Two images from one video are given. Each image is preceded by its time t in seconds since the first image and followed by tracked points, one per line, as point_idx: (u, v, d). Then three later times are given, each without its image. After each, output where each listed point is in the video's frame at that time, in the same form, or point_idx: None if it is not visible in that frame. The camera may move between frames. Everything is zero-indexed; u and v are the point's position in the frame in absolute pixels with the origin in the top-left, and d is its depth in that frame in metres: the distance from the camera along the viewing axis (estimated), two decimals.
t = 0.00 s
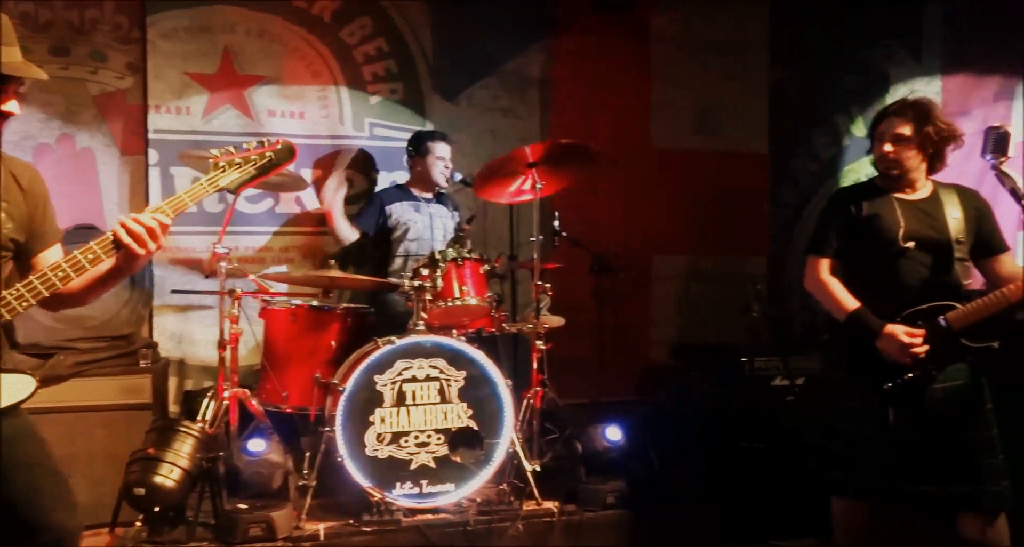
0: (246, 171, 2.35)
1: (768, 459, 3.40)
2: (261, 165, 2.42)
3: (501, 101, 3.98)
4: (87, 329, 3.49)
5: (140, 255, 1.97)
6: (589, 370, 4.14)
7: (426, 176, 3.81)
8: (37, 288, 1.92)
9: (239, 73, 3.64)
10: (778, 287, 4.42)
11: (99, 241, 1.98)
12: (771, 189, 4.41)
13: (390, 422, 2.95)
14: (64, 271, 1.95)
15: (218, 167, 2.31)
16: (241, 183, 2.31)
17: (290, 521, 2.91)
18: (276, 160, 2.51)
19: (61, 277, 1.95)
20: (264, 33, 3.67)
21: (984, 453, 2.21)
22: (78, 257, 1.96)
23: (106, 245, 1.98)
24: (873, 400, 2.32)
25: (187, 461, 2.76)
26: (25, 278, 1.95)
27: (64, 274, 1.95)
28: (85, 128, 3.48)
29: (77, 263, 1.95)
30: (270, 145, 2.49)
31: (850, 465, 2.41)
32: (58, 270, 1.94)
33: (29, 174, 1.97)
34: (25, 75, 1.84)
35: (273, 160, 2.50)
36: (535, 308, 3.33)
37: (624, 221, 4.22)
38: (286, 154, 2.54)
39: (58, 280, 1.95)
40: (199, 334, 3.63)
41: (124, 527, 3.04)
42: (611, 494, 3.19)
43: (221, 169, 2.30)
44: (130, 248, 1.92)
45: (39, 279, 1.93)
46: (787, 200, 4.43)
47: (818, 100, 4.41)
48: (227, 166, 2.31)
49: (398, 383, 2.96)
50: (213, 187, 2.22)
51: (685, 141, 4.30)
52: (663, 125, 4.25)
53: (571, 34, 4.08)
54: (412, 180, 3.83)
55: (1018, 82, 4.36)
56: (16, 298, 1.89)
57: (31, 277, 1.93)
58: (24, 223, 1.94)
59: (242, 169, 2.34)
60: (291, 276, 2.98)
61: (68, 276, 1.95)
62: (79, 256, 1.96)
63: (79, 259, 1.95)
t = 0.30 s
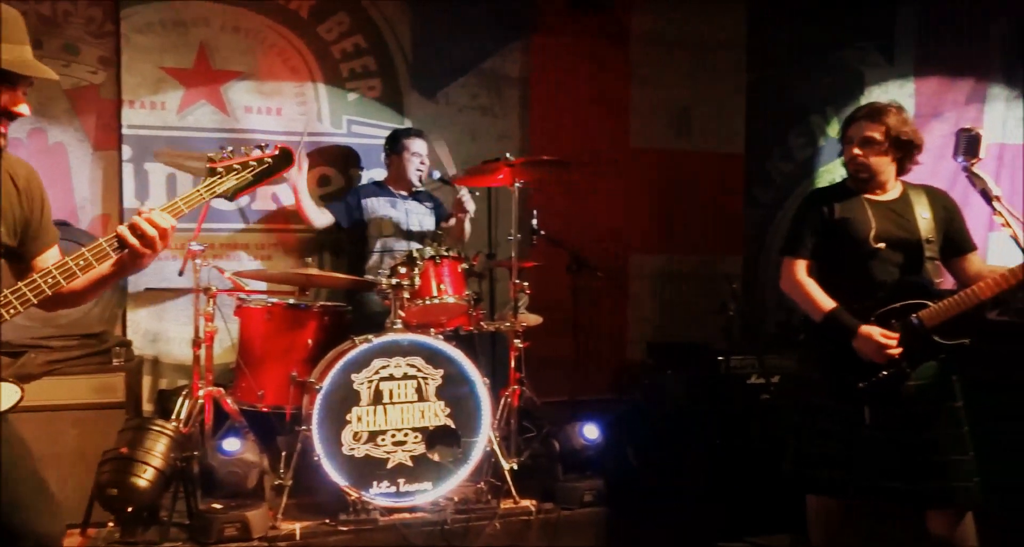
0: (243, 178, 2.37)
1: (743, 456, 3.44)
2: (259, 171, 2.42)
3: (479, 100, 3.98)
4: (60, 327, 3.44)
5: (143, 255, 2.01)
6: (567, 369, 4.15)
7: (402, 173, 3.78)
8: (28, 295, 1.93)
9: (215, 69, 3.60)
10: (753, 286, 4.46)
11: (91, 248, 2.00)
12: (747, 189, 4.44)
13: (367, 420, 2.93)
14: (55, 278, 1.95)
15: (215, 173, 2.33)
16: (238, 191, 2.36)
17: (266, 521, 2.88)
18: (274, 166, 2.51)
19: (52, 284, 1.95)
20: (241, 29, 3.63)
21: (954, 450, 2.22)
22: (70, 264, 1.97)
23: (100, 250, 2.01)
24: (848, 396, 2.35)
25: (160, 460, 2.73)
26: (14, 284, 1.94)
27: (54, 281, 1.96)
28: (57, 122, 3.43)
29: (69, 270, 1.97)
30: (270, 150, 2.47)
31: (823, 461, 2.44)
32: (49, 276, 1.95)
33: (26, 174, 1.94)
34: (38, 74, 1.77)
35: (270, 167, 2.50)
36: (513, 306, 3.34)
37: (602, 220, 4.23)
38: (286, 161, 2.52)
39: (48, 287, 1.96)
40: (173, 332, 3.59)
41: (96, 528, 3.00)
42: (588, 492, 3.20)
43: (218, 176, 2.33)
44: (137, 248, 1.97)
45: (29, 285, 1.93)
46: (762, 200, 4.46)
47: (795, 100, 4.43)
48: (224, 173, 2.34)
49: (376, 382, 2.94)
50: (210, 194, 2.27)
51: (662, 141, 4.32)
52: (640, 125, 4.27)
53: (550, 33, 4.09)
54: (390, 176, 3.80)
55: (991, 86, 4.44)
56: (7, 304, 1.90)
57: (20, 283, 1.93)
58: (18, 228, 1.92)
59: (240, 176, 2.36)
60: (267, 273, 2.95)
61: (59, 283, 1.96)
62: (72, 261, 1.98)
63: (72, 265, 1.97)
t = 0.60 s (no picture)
0: (240, 175, 2.18)
1: (719, 452, 3.40)
2: (257, 166, 2.23)
3: (457, 98, 3.97)
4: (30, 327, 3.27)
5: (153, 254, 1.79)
6: (546, 367, 4.16)
7: (379, 172, 3.73)
8: (19, 306, 1.72)
9: (191, 66, 3.57)
10: (731, 284, 4.48)
11: (84, 254, 1.79)
12: (724, 188, 4.47)
13: (345, 420, 2.92)
14: (47, 286, 1.75)
15: (212, 169, 2.14)
16: (235, 188, 2.16)
17: (243, 521, 2.86)
18: (275, 158, 2.28)
19: (44, 293, 1.75)
20: (216, 26, 3.60)
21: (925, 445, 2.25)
22: (62, 270, 1.77)
23: (97, 256, 1.80)
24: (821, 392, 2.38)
25: (135, 462, 2.70)
26: (11, 293, 1.75)
27: (48, 290, 1.76)
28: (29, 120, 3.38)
29: (61, 276, 1.76)
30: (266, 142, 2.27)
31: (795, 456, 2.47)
32: (41, 284, 1.75)
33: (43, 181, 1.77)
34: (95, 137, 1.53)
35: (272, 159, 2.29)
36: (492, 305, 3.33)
37: (580, 218, 4.24)
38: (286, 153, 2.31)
39: (42, 297, 1.75)
40: (148, 333, 3.55)
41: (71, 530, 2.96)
42: (567, 490, 3.24)
43: (214, 172, 2.14)
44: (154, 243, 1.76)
45: (20, 297, 1.73)
46: (740, 199, 4.48)
47: (772, 100, 4.45)
48: (221, 169, 2.15)
49: (354, 381, 2.93)
50: (206, 193, 2.06)
51: (640, 140, 4.34)
52: (618, 124, 4.29)
53: (528, 32, 4.09)
54: (365, 175, 3.77)
55: (962, 86, 4.49)
56: None
57: (12, 294, 1.73)
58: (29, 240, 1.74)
59: (236, 172, 2.17)
60: (245, 273, 2.93)
61: (52, 292, 1.76)
62: (64, 268, 1.77)
63: (63, 272, 1.77)
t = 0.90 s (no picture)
0: (212, 156, 2.16)
1: (698, 448, 3.46)
2: (231, 143, 2.25)
3: (436, 96, 3.96)
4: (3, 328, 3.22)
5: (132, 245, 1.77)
6: (525, 365, 4.17)
7: (358, 171, 3.70)
8: None
9: (166, 62, 3.53)
10: (710, 281, 4.51)
11: (58, 248, 1.80)
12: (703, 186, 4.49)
13: (323, 419, 2.91)
14: (23, 283, 1.77)
15: (185, 149, 2.12)
16: (208, 168, 2.14)
17: (219, 522, 2.83)
18: (247, 136, 2.36)
19: (20, 290, 1.77)
20: (192, 21, 3.56)
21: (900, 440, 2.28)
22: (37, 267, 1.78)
23: (70, 249, 1.80)
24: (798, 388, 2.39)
25: (110, 462, 2.68)
26: None
27: (24, 286, 1.78)
28: None
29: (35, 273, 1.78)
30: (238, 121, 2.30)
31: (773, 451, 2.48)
32: (16, 282, 1.77)
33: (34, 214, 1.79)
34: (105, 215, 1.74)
35: (241, 138, 2.31)
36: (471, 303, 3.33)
37: (560, 216, 4.25)
38: (260, 125, 2.39)
39: (19, 294, 1.77)
40: (124, 332, 3.51)
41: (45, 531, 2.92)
42: (545, 487, 3.24)
43: (188, 154, 2.11)
44: (134, 235, 1.74)
45: None
46: (718, 196, 4.51)
47: (749, 99, 4.50)
48: (194, 150, 2.12)
49: (332, 380, 2.92)
50: (179, 173, 2.05)
51: (619, 138, 4.35)
52: (598, 122, 4.30)
53: (507, 29, 4.08)
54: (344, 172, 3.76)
55: (937, 85, 4.54)
56: None
57: None
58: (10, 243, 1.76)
59: (208, 152, 2.15)
60: (222, 271, 2.91)
61: (28, 289, 1.78)
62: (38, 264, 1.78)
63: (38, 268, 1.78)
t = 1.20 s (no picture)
0: (156, 125, 2.19)
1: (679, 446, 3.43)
2: (180, 112, 2.26)
3: (416, 94, 3.95)
4: None
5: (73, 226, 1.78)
6: (505, 363, 4.17)
7: (336, 170, 3.71)
8: None
9: (142, 59, 3.49)
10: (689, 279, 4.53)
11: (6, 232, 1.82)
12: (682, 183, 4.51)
13: (302, 418, 2.90)
14: None
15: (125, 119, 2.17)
16: (151, 140, 2.17)
17: (197, 523, 2.81)
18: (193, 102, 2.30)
19: None
20: (168, 18, 3.53)
21: (865, 433, 2.31)
22: None
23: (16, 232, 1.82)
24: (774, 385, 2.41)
25: (86, 463, 2.68)
26: None
27: None
28: None
29: None
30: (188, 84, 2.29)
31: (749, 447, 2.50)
32: None
33: None
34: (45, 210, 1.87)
35: (192, 102, 2.30)
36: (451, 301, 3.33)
37: (539, 214, 4.25)
38: (200, 97, 2.30)
39: None
40: (100, 332, 3.47)
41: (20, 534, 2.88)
42: (526, 485, 3.26)
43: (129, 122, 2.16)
44: (70, 212, 1.75)
45: None
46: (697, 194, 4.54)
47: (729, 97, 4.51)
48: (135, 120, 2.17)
49: (311, 379, 2.91)
50: (120, 147, 2.09)
51: (599, 136, 4.37)
52: (577, 120, 4.31)
53: (487, 28, 4.08)
54: (323, 171, 3.74)
55: (911, 85, 4.60)
56: None
57: None
58: None
59: (152, 123, 2.18)
60: (199, 270, 2.88)
61: None
62: None
63: None
